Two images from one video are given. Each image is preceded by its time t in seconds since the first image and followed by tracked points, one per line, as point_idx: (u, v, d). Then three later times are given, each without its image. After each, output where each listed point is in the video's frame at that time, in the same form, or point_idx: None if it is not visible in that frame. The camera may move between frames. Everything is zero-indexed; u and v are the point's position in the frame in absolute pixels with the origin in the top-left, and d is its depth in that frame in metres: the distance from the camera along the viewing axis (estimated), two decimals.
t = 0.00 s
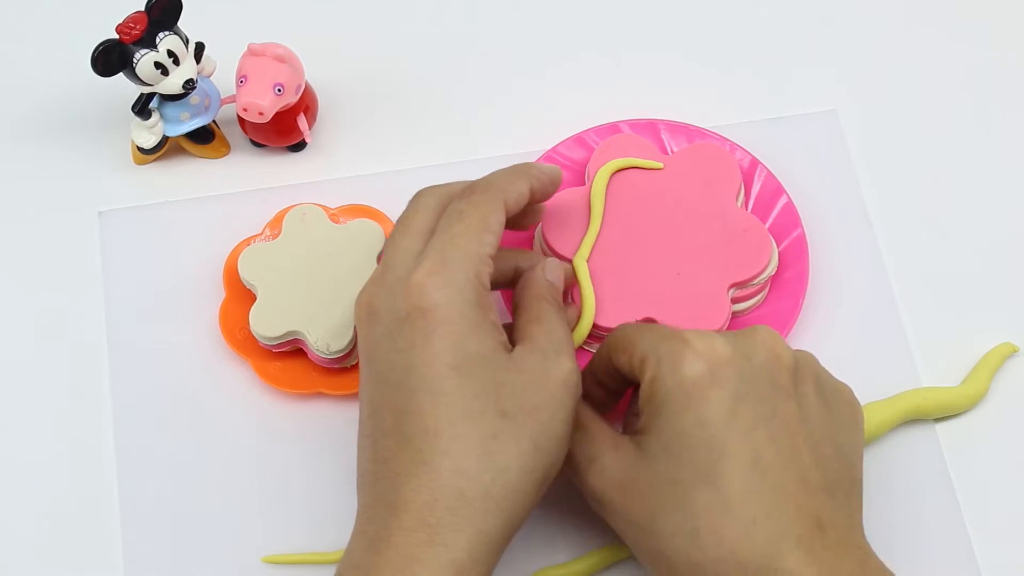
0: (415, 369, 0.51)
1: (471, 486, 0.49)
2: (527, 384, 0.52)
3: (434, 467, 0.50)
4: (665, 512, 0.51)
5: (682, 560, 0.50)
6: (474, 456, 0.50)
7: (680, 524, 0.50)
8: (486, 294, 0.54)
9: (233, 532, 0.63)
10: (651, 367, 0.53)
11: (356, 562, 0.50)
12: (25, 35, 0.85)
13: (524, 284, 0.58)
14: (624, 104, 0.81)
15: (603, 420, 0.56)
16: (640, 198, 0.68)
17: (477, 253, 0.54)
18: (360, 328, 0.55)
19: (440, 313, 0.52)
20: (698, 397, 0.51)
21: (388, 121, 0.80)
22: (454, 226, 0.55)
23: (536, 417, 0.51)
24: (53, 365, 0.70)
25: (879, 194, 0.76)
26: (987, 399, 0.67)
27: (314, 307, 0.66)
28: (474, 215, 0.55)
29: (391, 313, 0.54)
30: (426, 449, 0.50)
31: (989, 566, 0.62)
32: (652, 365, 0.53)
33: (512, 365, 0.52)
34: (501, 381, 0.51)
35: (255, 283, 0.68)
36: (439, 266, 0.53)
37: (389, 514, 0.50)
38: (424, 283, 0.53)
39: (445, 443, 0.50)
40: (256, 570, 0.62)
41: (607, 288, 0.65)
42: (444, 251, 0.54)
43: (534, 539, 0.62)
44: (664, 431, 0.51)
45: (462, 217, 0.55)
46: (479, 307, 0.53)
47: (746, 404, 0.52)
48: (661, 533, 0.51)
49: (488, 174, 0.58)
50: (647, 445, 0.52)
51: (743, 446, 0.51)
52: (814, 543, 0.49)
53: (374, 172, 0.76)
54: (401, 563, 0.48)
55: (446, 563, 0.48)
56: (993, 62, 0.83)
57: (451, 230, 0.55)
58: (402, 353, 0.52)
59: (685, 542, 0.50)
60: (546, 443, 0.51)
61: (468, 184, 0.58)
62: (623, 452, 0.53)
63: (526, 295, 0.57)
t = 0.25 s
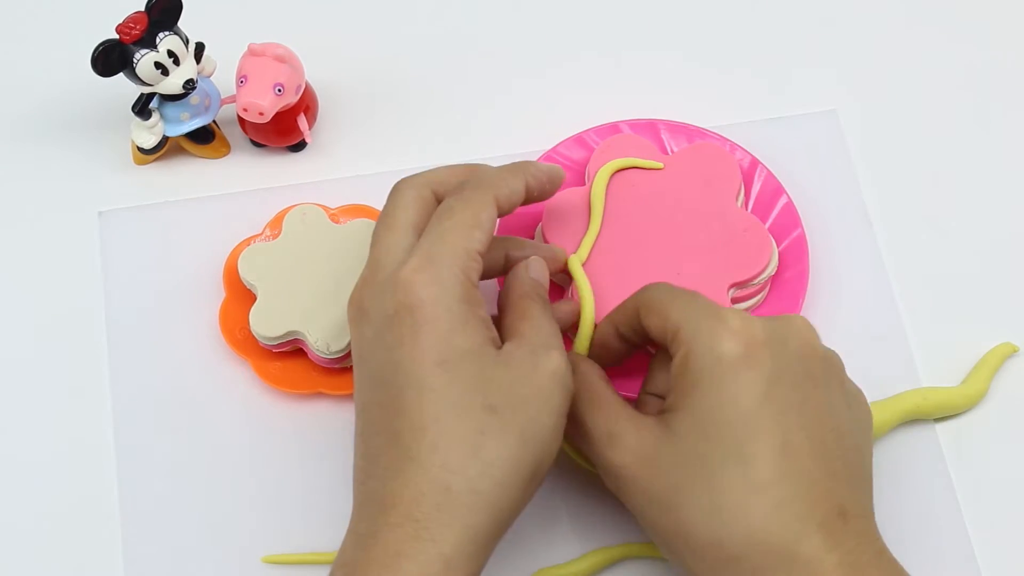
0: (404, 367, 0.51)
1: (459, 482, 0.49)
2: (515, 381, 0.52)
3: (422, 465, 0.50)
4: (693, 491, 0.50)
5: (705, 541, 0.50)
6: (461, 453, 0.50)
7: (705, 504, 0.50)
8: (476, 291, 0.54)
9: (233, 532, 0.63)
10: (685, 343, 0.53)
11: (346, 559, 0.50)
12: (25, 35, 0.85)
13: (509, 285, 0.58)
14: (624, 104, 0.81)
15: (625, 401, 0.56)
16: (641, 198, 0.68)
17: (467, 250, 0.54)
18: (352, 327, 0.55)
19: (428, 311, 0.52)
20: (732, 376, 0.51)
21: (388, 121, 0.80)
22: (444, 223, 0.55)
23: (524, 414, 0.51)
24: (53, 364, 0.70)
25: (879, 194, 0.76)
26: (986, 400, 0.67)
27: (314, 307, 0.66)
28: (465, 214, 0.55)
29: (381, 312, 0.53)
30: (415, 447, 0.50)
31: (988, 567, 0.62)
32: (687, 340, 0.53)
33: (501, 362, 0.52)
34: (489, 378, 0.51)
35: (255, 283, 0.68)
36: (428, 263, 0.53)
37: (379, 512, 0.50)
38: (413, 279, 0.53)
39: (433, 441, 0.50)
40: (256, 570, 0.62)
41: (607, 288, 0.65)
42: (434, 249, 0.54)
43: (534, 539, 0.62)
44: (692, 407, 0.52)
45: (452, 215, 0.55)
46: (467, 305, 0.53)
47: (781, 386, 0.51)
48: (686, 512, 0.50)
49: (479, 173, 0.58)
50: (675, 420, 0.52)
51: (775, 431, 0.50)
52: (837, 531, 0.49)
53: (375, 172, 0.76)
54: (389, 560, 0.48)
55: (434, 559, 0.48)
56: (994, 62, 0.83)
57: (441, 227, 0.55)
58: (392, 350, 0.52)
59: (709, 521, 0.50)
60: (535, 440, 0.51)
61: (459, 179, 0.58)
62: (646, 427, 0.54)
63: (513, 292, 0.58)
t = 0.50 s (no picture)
0: (424, 373, 0.51)
1: (475, 492, 0.50)
2: (532, 390, 0.52)
3: (439, 473, 0.50)
4: (786, 411, 0.48)
5: (796, 459, 0.47)
6: (479, 463, 0.50)
7: (801, 421, 0.47)
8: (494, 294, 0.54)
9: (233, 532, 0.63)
10: (781, 259, 0.50)
11: (356, 563, 0.51)
12: (25, 36, 0.85)
13: (511, 284, 0.58)
14: (623, 104, 0.81)
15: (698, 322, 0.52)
16: (641, 197, 0.68)
17: (488, 256, 0.54)
18: (367, 327, 0.55)
19: (451, 316, 0.52)
20: (832, 296, 0.48)
21: (388, 121, 0.80)
22: (465, 227, 0.54)
23: (539, 424, 0.52)
24: (54, 364, 0.70)
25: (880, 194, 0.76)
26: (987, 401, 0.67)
27: (314, 307, 0.66)
28: (486, 218, 0.55)
29: (400, 314, 0.53)
30: (432, 454, 0.50)
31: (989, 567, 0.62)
32: (785, 254, 0.50)
33: (519, 370, 0.52)
34: (509, 387, 0.52)
35: (255, 283, 0.68)
36: (450, 268, 0.53)
37: (393, 517, 0.50)
38: (433, 283, 0.53)
39: (451, 449, 0.50)
40: (256, 569, 0.62)
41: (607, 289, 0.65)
42: (455, 253, 0.53)
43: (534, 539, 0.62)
44: (787, 325, 0.49)
45: (473, 218, 0.55)
46: (487, 311, 0.53)
47: (879, 306, 0.49)
48: (778, 432, 0.48)
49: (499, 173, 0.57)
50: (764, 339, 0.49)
51: (875, 350, 0.48)
52: (936, 457, 0.47)
53: (374, 173, 0.76)
54: (405, 567, 0.49)
55: (448, 568, 0.49)
56: (994, 62, 0.83)
57: (462, 231, 0.54)
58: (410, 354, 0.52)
59: (805, 438, 0.47)
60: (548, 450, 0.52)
61: (480, 177, 0.58)
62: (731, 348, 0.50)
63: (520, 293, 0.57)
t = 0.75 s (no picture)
0: (419, 367, 0.51)
1: (473, 487, 0.50)
2: (527, 385, 0.53)
3: (435, 468, 0.50)
4: (798, 266, 0.48)
5: (819, 312, 0.47)
6: (476, 457, 0.50)
7: (823, 275, 0.47)
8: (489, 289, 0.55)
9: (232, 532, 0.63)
10: (782, 129, 0.52)
11: (353, 558, 0.50)
12: (25, 36, 0.85)
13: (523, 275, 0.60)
14: (624, 104, 0.81)
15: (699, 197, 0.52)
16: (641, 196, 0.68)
17: (481, 251, 0.54)
18: (363, 322, 0.55)
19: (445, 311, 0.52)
20: (832, 157, 0.50)
21: (387, 122, 0.80)
22: (458, 222, 0.55)
23: (535, 418, 0.52)
24: (53, 364, 0.70)
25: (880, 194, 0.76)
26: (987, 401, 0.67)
27: (314, 307, 0.66)
28: (479, 213, 0.55)
29: (395, 311, 0.53)
30: (429, 449, 0.50)
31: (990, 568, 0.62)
32: (784, 124, 0.52)
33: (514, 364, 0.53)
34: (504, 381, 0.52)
35: (255, 283, 0.68)
36: (443, 264, 0.53)
37: (389, 512, 0.50)
38: (427, 280, 0.53)
39: (448, 444, 0.50)
40: (256, 570, 0.62)
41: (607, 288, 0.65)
42: (449, 249, 0.54)
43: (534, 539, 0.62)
44: (792, 184, 0.50)
45: (466, 212, 0.55)
46: (481, 305, 0.53)
47: (880, 175, 0.51)
48: (788, 288, 0.48)
49: (489, 164, 0.57)
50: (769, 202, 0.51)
51: (879, 215, 0.49)
52: (950, 317, 0.48)
53: (374, 173, 0.76)
54: (402, 562, 0.49)
55: (446, 561, 0.49)
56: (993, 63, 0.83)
57: (454, 226, 0.55)
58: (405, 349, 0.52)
59: (829, 292, 0.47)
60: (545, 445, 0.52)
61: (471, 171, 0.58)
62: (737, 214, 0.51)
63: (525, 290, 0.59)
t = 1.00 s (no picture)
0: (395, 353, 0.51)
1: (457, 470, 0.50)
2: (506, 362, 0.52)
3: (419, 453, 0.50)
4: (834, 219, 0.51)
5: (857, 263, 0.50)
6: (457, 439, 0.50)
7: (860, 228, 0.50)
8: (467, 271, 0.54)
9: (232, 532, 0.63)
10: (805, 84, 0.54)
11: (349, 545, 0.51)
12: (25, 36, 0.85)
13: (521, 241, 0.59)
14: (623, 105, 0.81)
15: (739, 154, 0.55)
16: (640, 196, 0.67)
17: (460, 237, 0.54)
18: (339, 308, 0.55)
19: (418, 297, 0.52)
20: (857, 108, 0.52)
21: (387, 122, 0.80)
22: (437, 211, 0.54)
23: (517, 396, 0.52)
24: (54, 363, 0.70)
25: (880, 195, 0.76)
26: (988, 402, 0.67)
27: (314, 307, 0.66)
28: (461, 202, 0.55)
29: (368, 297, 0.53)
30: (411, 434, 0.50)
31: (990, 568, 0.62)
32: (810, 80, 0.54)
33: (495, 340, 0.52)
34: (482, 361, 0.52)
35: (255, 283, 0.68)
36: (416, 251, 0.53)
37: (380, 497, 0.51)
38: (399, 268, 0.52)
39: (429, 429, 0.50)
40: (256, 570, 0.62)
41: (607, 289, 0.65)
42: (425, 237, 0.53)
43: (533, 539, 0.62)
44: (820, 138, 0.52)
45: (446, 201, 0.55)
46: (456, 288, 0.53)
47: (903, 121, 0.53)
48: (823, 243, 0.51)
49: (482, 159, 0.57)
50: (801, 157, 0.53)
51: (904, 161, 0.52)
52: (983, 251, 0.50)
53: (374, 173, 0.76)
54: (396, 545, 0.49)
55: (439, 542, 0.50)
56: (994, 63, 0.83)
57: (433, 215, 0.54)
58: (381, 336, 0.52)
59: (863, 245, 0.50)
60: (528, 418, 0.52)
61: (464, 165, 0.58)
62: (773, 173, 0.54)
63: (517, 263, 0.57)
